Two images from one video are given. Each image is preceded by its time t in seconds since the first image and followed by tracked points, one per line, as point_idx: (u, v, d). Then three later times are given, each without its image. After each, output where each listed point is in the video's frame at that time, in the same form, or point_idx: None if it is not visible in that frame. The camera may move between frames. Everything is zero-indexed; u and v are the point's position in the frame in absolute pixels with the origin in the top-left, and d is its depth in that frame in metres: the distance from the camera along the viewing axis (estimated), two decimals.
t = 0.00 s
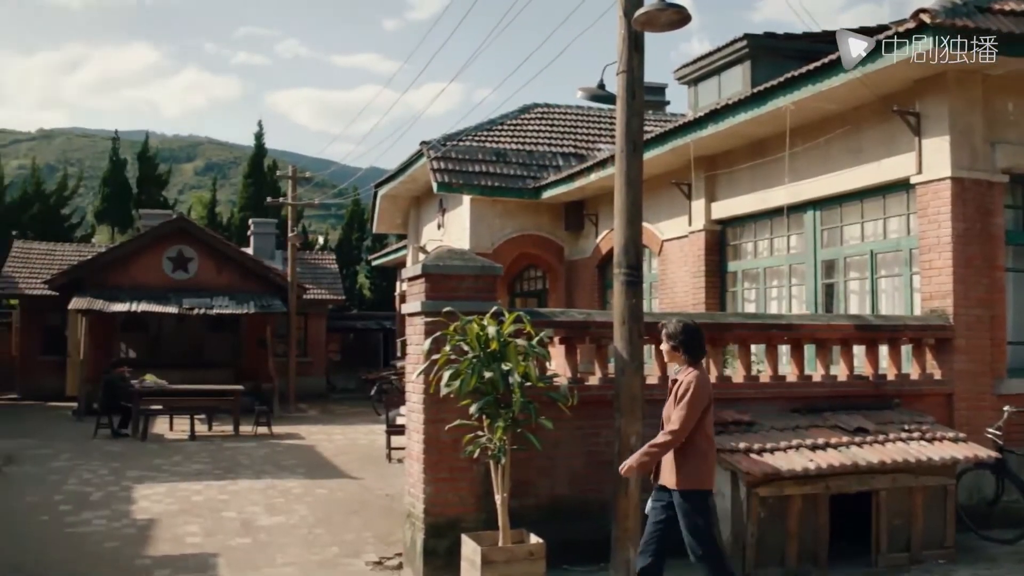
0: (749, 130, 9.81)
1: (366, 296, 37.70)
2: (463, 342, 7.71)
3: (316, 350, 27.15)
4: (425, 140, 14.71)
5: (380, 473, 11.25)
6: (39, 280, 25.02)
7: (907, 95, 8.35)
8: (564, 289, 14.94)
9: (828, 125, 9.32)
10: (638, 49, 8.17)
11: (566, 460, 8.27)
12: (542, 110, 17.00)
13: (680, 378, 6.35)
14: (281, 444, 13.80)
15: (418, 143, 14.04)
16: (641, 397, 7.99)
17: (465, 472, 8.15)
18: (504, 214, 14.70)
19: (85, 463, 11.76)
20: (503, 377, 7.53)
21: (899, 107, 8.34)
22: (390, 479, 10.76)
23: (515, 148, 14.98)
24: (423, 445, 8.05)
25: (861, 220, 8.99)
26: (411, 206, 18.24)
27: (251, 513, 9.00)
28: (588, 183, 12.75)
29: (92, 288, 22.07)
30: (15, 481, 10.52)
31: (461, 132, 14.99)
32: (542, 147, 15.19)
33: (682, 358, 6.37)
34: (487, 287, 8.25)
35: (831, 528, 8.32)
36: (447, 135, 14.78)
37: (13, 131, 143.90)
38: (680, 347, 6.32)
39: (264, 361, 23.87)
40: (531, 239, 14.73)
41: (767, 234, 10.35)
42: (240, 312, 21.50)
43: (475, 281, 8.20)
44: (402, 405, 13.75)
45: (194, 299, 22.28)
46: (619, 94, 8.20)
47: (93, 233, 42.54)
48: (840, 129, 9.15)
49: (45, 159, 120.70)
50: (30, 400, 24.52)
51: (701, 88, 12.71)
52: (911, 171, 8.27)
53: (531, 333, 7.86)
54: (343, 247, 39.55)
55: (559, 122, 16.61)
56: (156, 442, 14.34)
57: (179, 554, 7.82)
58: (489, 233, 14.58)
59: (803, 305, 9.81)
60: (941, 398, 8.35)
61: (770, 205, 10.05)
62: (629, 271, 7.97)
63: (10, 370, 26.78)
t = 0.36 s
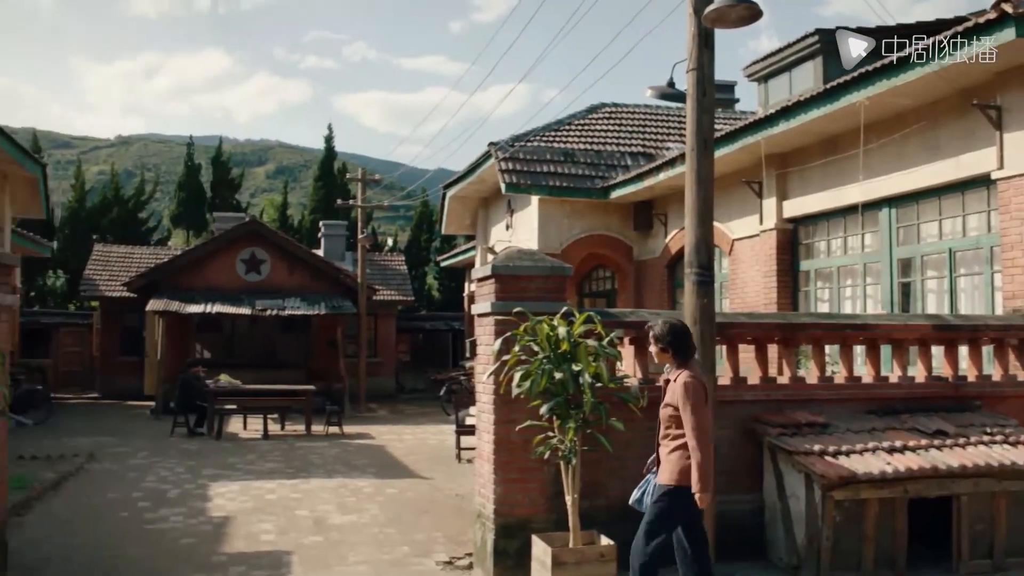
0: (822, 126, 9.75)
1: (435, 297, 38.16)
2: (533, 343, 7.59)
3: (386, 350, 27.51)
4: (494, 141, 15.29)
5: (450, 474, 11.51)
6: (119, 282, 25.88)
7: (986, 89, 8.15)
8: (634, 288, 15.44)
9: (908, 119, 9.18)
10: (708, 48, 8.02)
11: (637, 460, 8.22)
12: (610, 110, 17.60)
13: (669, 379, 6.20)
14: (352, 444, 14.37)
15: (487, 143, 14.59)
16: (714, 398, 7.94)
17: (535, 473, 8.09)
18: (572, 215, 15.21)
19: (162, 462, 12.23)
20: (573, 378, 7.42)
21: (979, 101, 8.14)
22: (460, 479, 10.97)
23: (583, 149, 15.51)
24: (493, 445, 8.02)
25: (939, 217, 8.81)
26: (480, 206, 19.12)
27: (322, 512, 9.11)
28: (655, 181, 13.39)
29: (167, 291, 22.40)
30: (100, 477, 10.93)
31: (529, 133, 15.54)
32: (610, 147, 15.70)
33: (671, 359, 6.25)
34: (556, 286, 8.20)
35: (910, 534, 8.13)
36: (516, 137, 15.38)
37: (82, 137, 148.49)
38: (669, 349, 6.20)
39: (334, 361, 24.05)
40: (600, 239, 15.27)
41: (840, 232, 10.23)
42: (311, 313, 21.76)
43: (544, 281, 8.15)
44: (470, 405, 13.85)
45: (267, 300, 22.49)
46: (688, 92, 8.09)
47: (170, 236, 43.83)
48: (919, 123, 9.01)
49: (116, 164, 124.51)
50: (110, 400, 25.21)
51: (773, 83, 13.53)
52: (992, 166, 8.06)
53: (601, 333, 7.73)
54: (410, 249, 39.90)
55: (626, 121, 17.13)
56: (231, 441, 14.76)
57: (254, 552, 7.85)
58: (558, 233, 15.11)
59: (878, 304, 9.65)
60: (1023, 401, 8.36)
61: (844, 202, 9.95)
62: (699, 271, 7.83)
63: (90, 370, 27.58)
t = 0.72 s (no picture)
0: (891, 122, 9.62)
1: (498, 297, 38.40)
2: (598, 343, 7.04)
3: (450, 350, 27.73)
4: (557, 141, 15.38)
5: (514, 473, 11.74)
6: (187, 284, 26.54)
7: None
8: (698, 288, 15.49)
9: (981, 113, 8.94)
10: (774, 43, 7.01)
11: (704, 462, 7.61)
12: (672, 108, 17.55)
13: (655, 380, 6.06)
14: (417, 443, 14.73)
15: (550, 143, 14.70)
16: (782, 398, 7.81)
17: (599, 474, 7.54)
18: (635, 215, 15.31)
19: (231, 460, 12.45)
20: (640, 377, 6.74)
21: None
22: (524, 480, 11.17)
23: (646, 147, 15.51)
24: (557, 445, 7.52)
25: (1015, 214, 8.56)
26: (542, 207, 19.44)
27: (387, 512, 9.19)
28: (720, 180, 13.35)
29: (235, 292, 22.84)
30: (170, 476, 11.16)
31: (591, 133, 15.57)
32: (672, 146, 15.64)
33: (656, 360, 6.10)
34: (622, 287, 7.60)
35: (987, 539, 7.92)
36: (578, 137, 15.47)
37: (144, 142, 152.53)
38: (649, 351, 6.04)
39: (399, 361, 24.23)
40: (664, 239, 15.33)
41: (910, 230, 10.03)
42: (375, 314, 22.01)
43: (609, 282, 7.57)
44: (534, 405, 13.72)
45: (331, 301, 22.80)
46: (754, 89, 7.07)
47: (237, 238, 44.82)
48: (993, 117, 8.77)
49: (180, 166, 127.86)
50: (182, 399, 25.71)
51: (839, 79, 13.72)
52: None
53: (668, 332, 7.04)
54: (473, 250, 40.15)
55: (689, 120, 17.06)
56: (297, 440, 15.03)
57: (320, 550, 7.64)
58: (622, 233, 15.21)
59: (950, 303, 9.45)
60: None
61: (915, 199, 9.74)
62: (767, 270, 6.89)
63: (161, 370, 28.25)
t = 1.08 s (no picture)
0: (955, 116, 9.34)
1: (553, 297, 38.36)
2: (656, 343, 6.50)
3: (506, 350, 27.79)
4: (613, 140, 15.26)
5: (571, 474, 11.69)
6: (246, 286, 27.09)
7: None
8: (756, 288, 15.20)
9: None
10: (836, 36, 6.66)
11: (765, 462, 7.28)
12: (729, 105, 17.25)
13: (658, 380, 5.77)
14: (475, 443, 14.74)
15: (606, 143, 14.59)
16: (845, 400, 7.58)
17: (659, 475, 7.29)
18: (692, 214, 15.08)
19: (290, 459, 12.65)
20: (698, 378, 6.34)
21: None
22: (580, 480, 11.09)
23: (703, 145, 15.26)
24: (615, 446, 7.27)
25: None
26: (598, 207, 19.31)
27: (445, 511, 9.23)
28: (779, 178, 13.06)
29: (294, 292, 23.25)
30: (231, 474, 11.39)
31: (648, 132, 15.40)
32: (730, 144, 15.36)
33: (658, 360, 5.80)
34: (681, 287, 7.37)
35: None
36: (635, 136, 15.32)
37: (207, 148, 156.91)
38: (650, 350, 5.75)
39: (455, 361, 24.32)
40: (722, 238, 15.07)
41: (977, 227, 9.66)
42: (433, 313, 22.16)
43: (667, 282, 7.35)
44: (590, 405, 13.57)
45: (388, 301, 23.06)
46: (815, 85, 6.75)
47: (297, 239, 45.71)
48: None
49: (242, 169, 131.09)
50: (239, 398, 26.36)
51: (902, 74, 13.42)
52: None
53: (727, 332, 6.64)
54: (528, 250, 40.19)
55: (747, 117, 16.76)
56: (356, 439, 15.23)
57: (378, 549, 7.71)
58: (679, 232, 15.01)
59: (1019, 302, 9.08)
60: None
61: (981, 195, 9.40)
62: (831, 268, 6.59)
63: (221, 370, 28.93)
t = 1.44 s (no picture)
0: (1014, 111, 9.03)
1: (601, 297, 38.16)
2: (706, 344, 6.32)
3: (553, 351, 27.72)
4: (661, 139, 15.08)
5: (619, 474, 11.59)
6: (296, 287, 27.48)
7: None
8: (807, 286, 14.86)
9: None
10: (890, 30, 6.38)
11: (819, 463, 7.05)
12: (779, 102, 16.94)
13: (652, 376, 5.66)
14: (523, 443, 14.71)
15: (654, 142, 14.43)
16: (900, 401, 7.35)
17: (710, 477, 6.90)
18: (742, 212, 14.84)
19: (339, 459, 12.77)
20: (750, 379, 6.06)
21: None
22: (629, 481, 10.97)
23: (753, 143, 15.00)
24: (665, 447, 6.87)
25: None
26: (646, 206, 19.14)
27: (493, 511, 9.22)
28: (830, 175, 12.77)
29: (343, 293, 23.52)
30: (281, 473, 11.54)
31: (696, 130, 15.19)
32: (779, 141, 15.08)
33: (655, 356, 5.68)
34: (733, 286, 7.03)
35: None
36: (683, 134, 15.13)
37: (259, 151, 159.92)
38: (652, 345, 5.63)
39: (503, 362, 24.32)
40: (772, 236, 14.80)
41: None
42: (480, 313, 22.20)
43: (718, 281, 7.02)
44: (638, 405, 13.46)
45: (436, 302, 23.16)
46: (868, 80, 6.48)
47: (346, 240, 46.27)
48: None
49: (293, 172, 133.28)
50: (288, 397, 26.78)
51: (955, 69, 13.06)
52: None
53: (780, 331, 6.34)
54: (576, 250, 40.04)
55: (797, 114, 16.43)
56: (405, 438, 15.33)
57: (427, 549, 7.72)
58: (728, 230, 14.77)
59: None
60: None
61: None
62: (886, 267, 6.36)
63: (272, 369, 29.40)
